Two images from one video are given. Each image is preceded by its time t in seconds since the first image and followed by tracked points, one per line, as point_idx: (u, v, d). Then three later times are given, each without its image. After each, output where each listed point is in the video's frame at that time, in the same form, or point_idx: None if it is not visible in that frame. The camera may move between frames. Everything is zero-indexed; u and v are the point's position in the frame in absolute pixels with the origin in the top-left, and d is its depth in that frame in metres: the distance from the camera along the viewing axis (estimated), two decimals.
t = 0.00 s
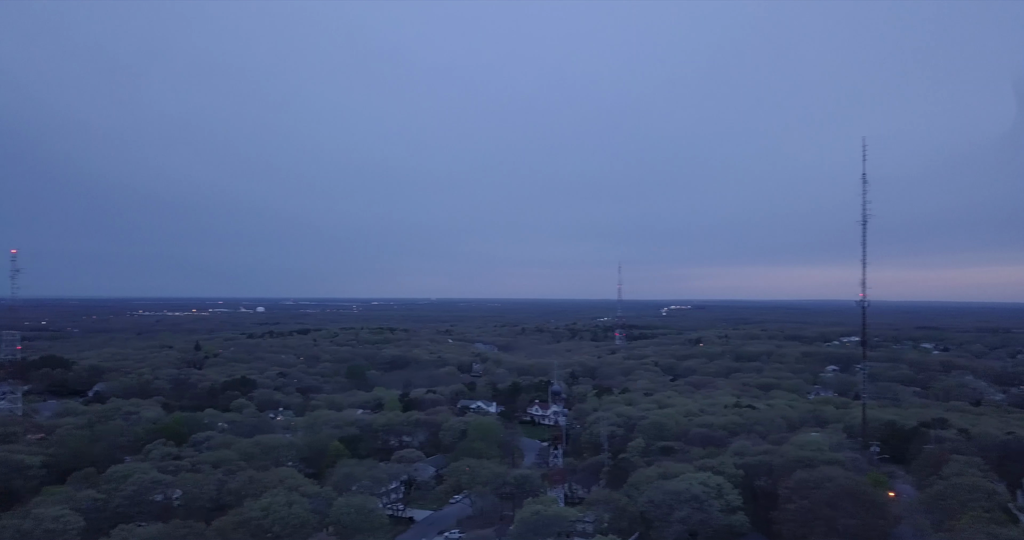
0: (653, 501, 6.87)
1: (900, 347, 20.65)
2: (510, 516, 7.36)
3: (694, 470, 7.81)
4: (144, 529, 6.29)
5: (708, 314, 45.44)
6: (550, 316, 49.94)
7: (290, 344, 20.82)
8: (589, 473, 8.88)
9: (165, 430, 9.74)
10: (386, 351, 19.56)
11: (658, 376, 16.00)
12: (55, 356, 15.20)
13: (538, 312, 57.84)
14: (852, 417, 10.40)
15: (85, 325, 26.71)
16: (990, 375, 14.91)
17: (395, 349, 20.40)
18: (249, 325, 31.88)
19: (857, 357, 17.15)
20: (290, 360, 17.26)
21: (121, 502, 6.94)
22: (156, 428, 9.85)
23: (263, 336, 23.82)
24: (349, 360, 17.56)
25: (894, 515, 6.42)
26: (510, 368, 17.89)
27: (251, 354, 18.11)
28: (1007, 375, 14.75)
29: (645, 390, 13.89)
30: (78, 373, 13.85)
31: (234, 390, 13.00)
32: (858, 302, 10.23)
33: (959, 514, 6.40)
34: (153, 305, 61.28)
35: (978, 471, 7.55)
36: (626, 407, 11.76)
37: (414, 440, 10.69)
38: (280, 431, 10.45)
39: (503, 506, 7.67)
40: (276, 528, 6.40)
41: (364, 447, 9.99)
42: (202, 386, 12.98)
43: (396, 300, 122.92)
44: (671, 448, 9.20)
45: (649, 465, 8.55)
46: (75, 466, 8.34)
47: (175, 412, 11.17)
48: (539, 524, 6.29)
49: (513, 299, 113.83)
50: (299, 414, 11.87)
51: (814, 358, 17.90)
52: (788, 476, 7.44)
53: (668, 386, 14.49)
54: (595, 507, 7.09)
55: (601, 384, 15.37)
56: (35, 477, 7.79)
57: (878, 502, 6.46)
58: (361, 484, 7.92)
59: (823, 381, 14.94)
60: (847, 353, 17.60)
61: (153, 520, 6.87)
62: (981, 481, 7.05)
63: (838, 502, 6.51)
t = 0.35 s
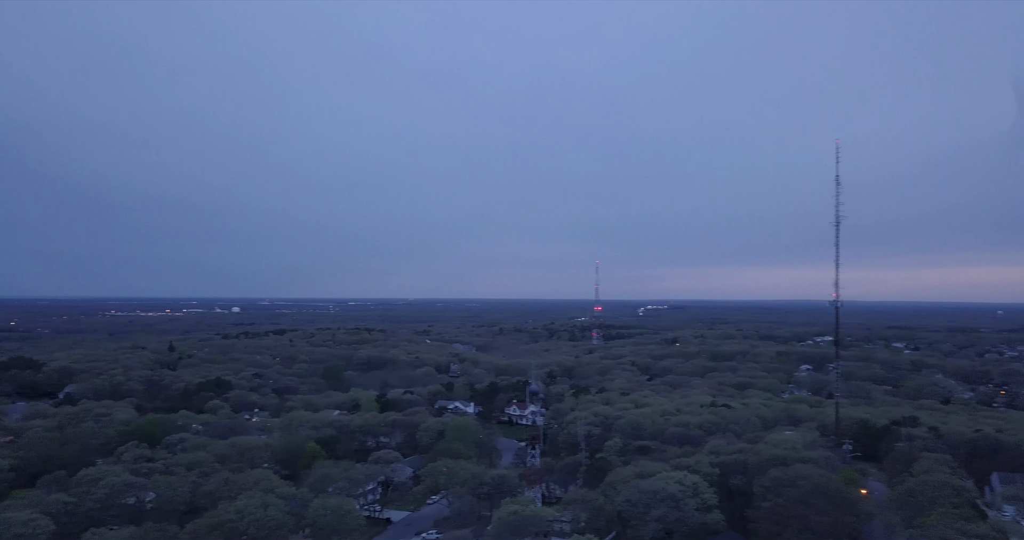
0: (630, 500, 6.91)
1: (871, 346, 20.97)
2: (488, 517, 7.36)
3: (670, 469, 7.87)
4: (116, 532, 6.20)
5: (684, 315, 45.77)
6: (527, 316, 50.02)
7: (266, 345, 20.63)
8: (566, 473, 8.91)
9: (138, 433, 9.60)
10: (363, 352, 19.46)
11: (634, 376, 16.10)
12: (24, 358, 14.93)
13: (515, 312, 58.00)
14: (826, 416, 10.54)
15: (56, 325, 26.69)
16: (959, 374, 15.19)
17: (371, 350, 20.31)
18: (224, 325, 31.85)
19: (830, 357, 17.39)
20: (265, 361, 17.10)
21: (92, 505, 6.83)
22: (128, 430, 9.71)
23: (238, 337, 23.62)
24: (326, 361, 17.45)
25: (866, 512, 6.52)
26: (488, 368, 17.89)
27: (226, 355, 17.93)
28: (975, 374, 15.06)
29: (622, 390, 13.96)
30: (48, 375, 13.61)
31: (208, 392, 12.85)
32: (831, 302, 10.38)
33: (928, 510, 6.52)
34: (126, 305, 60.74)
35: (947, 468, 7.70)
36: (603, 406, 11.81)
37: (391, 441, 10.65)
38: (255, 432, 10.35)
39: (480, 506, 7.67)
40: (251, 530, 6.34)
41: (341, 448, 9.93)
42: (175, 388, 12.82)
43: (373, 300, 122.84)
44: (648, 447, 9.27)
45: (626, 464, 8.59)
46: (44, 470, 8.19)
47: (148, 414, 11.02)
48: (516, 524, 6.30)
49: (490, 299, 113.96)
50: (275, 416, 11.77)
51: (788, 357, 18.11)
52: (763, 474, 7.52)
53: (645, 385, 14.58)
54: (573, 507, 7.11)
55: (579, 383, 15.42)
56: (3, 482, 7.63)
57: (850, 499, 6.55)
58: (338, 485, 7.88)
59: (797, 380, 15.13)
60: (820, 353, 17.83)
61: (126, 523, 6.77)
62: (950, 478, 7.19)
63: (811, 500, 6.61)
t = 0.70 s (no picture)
0: (607, 499, 6.95)
1: (845, 346, 21.27)
2: (466, 517, 7.36)
3: (647, 468, 7.92)
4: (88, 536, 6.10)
5: (661, 314, 46.08)
6: (505, 316, 50.06)
7: (241, 345, 20.42)
8: (544, 472, 8.93)
9: (111, 435, 9.47)
10: (340, 352, 19.33)
11: (611, 376, 16.18)
12: None
13: (493, 312, 58.07)
14: (800, 414, 10.68)
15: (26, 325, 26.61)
16: (930, 373, 15.46)
17: (349, 350, 20.21)
18: (198, 325, 31.75)
19: (804, 356, 17.63)
20: (241, 362, 16.93)
21: (63, 509, 6.73)
22: (100, 432, 9.57)
23: (213, 337, 23.40)
24: (302, 362, 17.33)
25: (838, 509, 6.62)
26: (466, 368, 17.88)
27: (200, 355, 17.74)
28: (945, 373, 15.36)
29: (599, 389, 14.02)
30: (18, 376, 13.37)
31: (183, 393, 12.70)
32: (805, 302, 10.52)
33: (900, 507, 6.63)
34: (99, 305, 60.02)
35: (918, 466, 7.83)
36: (580, 406, 11.86)
37: (369, 442, 10.61)
38: (231, 434, 10.26)
39: (458, 506, 7.66)
40: (226, 533, 6.29)
41: (317, 449, 9.87)
42: (148, 389, 12.66)
43: (351, 299, 122.26)
44: (625, 446, 9.32)
45: (603, 463, 8.64)
46: (13, 473, 8.04)
47: (120, 416, 10.86)
48: (493, 524, 6.30)
49: (468, 299, 113.91)
50: (251, 417, 11.67)
51: (763, 356, 18.31)
52: (738, 472, 7.60)
53: (622, 385, 14.67)
54: (550, 506, 7.13)
55: (556, 383, 15.47)
56: None
57: (823, 497, 6.65)
58: (314, 487, 7.83)
59: (771, 379, 15.31)
60: (794, 352, 18.06)
61: (98, 527, 6.67)
62: (921, 475, 7.32)
63: (785, 498, 6.69)
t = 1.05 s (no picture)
0: (582, 499, 6.97)
1: (816, 345, 21.57)
2: (441, 517, 7.35)
3: (622, 468, 7.96)
4: None
5: (636, 314, 46.39)
6: (481, 316, 50.05)
7: (214, 346, 20.16)
8: (519, 472, 8.94)
9: (79, 437, 9.31)
10: (314, 353, 19.18)
11: (587, 375, 16.25)
12: None
13: (468, 312, 58.00)
14: (772, 413, 10.81)
15: None
16: (898, 372, 15.74)
17: (323, 351, 20.07)
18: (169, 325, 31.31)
19: (776, 356, 17.84)
20: (213, 362, 16.71)
21: (29, 513, 6.59)
22: (68, 435, 9.40)
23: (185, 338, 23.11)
24: (276, 362, 17.18)
25: (809, 506, 6.71)
26: (441, 368, 17.84)
27: (171, 356, 17.50)
28: (913, 371, 15.64)
29: (575, 389, 14.07)
30: None
31: (153, 394, 12.52)
32: (777, 302, 10.66)
33: (869, 503, 6.74)
34: (67, 305, 58.97)
35: (887, 463, 7.97)
36: (556, 406, 11.89)
37: (343, 443, 10.54)
38: (203, 436, 10.13)
39: (433, 507, 7.64)
40: (198, 536, 6.21)
41: (291, 451, 9.79)
42: (118, 390, 12.45)
43: (325, 299, 121.38)
44: (600, 445, 9.36)
45: (578, 463, 8.67)
46: None
47: (89, 418, 10.67)
48: (469, 524, 6.30)
49: (444, 299, 113.65)
50: (223, 418, 11.53)
51: (737, 356, 18.51)
52: (712, 471, 7.67)
53: (597, 384, 14.74)
54: (525, 506, 7.14)
55: (532, 383, 15.50)
56: None
57: (795, 495, 6.74)
58: (288, 488, 7.76)
59: (744, 378, 15.48)
60: (767, 352, 18.28)
61: (65, 531, 6.55)
62: (890, 472, 7.45)
63: (758, 496, 6.76)
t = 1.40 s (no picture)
0: (560, 498, 6.99)
1: (789, 344, 21.85)
2: (418, 518, 7.33)
3: (598, 467, 8.00)
4: None
5: (613, 314, 46.62)
6: (459, 316, 49.98)
7: (187, 346, 19.92)
8: (497, 472, 8.96)
9: (48, 440, 9.14)
10: (290, 353, 19.03)
11: (564, 375, 16.30)
12: None
13: (445, 312, 57.86)
14: (747, 412, 10.93)
15: None
16: (870, 370, 15.99)
17: (299, 351, 19.93)
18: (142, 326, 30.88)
19: (750, 355, 18.02)
20: (187, 363, 16.51)
21: None
22: (37, 437, 9.23)
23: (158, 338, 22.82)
24: (251, 362, 17.02)
25: (783, 504, 6.80)
26: (418, 368, 17.81)
27: (144, 357, 17.26)
28: (884, 370, 15.90)
29: (552, 388, 14.11)
30: None
31: (126, 396, 12.33)
32: (752, 301, 10.78)
33: (841, 500, 6.85)
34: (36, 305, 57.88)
35: (858, 460, 8.09)
36: (533, 405, 11.92)
37: (319, 444, 10.48)
38: (176, 437, 10.01)
39: (410, 508, 7.62)
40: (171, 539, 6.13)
41: (266, 452, 9.71)
42: (89, 391, 12.25)
43: (301, 299, 120.41)
44: (577, 445, 9.40)
45: (556, 462, 8.70)
46: None
47: (59, 420, 10.48)
48: (446, 525, 6.29)
49: (421, 299, 113.29)
50: (197, 420, 11.40)
51: (712, 355, 18.68)
52: (687, 470, 7.74)
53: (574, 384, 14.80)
54: (503, 506, 7.14)
55: (509, 383, 15.51)
56: None
57: (769, 494, 6.82)
58: (263, 490, 7.69)
59: (719, 377, 15.63)
60: (742, 351, 18.47)
61: (34, 535, 6.43)
62: (861, 469, 7.57)
63: (733, 494, 6.84)
